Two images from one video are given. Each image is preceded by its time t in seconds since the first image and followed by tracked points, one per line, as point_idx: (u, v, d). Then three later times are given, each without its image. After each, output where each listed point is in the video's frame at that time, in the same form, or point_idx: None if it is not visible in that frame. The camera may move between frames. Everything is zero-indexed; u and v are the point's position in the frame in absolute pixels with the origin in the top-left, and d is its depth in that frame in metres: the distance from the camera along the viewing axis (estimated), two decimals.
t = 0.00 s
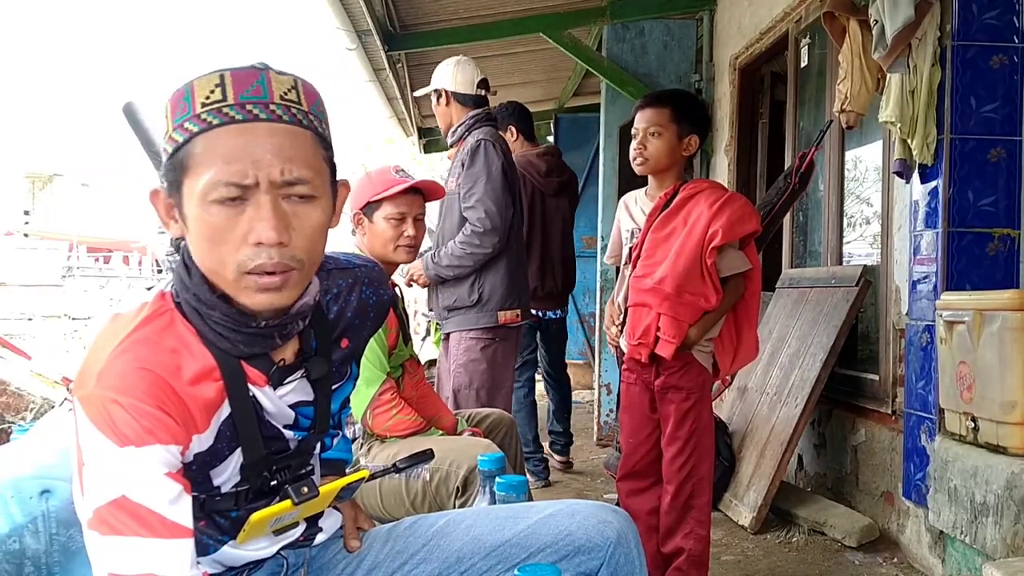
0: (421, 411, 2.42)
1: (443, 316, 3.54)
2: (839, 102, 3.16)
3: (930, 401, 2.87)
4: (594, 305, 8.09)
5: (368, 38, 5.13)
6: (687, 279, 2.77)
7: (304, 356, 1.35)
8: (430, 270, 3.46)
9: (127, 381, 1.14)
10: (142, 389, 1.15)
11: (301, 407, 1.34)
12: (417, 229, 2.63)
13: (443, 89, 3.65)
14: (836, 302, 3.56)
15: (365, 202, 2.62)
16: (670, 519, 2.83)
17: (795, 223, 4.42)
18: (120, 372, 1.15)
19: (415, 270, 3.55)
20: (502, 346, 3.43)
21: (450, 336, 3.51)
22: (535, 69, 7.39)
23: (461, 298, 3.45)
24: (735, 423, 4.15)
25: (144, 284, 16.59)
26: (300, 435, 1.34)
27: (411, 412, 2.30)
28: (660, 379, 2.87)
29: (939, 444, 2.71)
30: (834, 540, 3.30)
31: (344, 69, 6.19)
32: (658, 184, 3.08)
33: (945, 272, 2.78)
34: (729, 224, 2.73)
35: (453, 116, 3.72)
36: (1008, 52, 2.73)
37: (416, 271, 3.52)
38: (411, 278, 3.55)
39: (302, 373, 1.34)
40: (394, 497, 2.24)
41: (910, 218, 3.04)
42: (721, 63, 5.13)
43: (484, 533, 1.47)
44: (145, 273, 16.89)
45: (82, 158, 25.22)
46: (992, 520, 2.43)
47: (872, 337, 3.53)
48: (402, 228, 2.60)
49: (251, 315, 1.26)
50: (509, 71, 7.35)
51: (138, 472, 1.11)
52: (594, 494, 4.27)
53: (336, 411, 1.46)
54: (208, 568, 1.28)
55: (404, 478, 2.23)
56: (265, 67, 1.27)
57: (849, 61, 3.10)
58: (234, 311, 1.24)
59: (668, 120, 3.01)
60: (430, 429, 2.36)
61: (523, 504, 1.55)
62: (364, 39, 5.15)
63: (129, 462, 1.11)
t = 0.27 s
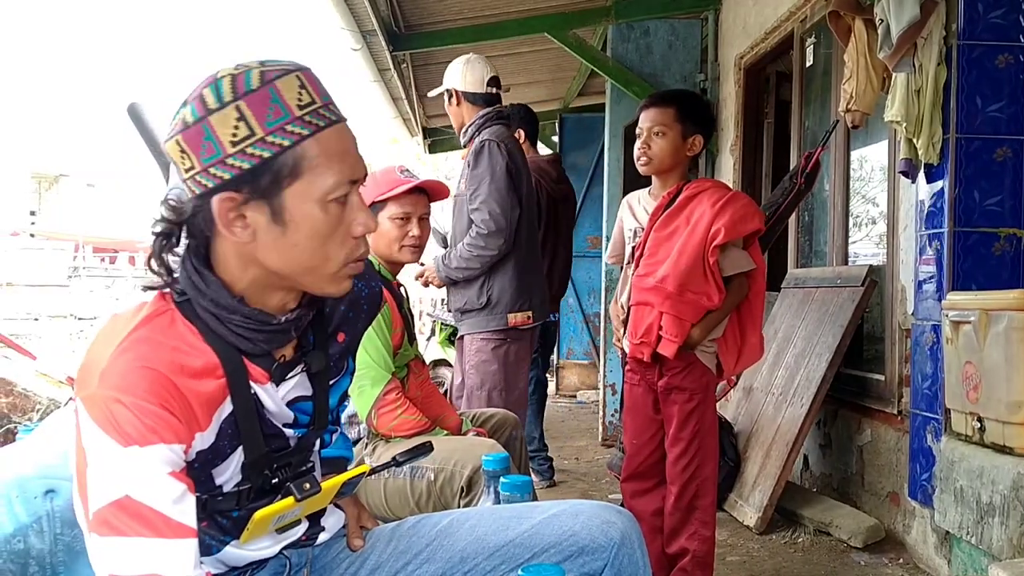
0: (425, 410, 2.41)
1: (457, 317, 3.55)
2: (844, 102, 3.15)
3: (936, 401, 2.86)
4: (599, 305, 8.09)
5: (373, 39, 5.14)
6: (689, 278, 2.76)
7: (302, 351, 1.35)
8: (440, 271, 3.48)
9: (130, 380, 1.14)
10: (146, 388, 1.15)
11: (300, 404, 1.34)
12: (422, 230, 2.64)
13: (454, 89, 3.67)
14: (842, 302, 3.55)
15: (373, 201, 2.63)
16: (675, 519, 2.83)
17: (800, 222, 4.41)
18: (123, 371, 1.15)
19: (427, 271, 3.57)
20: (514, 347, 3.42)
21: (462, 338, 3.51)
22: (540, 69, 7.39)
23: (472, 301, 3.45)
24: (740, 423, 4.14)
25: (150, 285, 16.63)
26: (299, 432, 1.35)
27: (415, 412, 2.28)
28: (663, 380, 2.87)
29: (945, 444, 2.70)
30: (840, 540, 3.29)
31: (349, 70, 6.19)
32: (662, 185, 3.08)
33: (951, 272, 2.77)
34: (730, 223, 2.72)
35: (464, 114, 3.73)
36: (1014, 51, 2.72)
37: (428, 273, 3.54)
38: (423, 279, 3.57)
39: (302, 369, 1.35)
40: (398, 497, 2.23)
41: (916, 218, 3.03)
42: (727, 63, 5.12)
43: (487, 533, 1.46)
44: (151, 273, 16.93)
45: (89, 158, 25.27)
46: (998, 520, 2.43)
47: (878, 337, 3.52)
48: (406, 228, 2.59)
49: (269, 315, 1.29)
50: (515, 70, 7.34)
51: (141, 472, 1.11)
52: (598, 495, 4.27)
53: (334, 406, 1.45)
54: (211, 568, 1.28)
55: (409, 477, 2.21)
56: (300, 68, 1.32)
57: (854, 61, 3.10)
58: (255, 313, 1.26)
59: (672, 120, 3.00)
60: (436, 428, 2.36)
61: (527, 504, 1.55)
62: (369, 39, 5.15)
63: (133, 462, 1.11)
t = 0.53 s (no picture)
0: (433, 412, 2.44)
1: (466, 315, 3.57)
2: (853, 102, 3.14)
3: (946, 402, 2.85)
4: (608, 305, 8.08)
5: (382, 39, 5.14)
6: (698, 277, 2.75)
7: (318, 338, 1.38)
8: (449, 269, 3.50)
9: (165, 375, 1.15)
10: (181, 383, 1.16)
11: (315, 391, 1.38)
12: (429, 230, 2.63)
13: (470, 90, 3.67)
14: (852, 302, 3.54)
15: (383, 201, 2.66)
16: (683, 520, 2.83)
17: (809, 222, 4.40)
18: (157, 367, 1.16)
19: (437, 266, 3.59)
20: (525, 348, 3.42)
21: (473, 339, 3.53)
22: (549, 69, 7.38)
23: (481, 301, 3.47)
24: (749, 423, 4.13)
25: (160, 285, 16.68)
26: (316, 420, 1.38)
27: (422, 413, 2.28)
28: (672, 381, 2.86)
29: (954, 445, 2.69)
30: (850, 541, 3.29)
31: (357, 70, 6.20)
32: (669, 185, 3.08)
33: (960, 272, 2.76)
34: (739, 222, 2.72)
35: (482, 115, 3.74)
36: None
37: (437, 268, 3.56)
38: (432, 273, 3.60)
39: (319, 355, 1.38)
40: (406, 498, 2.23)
41: (926, 217, 3.02)
42: (736, 62, 5.12)
43: (495, 533, 1.47)
44: (162, 273, 16.98)
45: (99, 159, 25.35)
46: (1008, 521, 2.42)
47: (888, 337, 3.51)
48: (414, 228, 2.60)
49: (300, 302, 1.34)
50: (524, 70, 7.34)
51: (171, 467, 1.11)
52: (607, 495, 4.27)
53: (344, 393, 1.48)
54: (227, 568, 1.29)
55: (418, 477, 2.22)
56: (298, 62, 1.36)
57: (863, 60, 3.09)
58: (292, 303, 1.31)
59: (678, 120, 3.00)
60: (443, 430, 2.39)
61: (534, 505, 1.55)
62: (378, 40, 5.16)
63: (166, 456, 1.11)
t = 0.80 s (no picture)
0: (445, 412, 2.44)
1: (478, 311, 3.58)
2: (865, 101, 3.13)
3: (959, 403, 2.83)
4: (620, 305, 8.08)
5: (394, 40, 5.14)
6: (709, 276, 2.75)
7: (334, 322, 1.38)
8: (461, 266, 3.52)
9: (204, 368, 1.15)
10: (219, 376, 1.16)
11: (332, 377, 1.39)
12: (440, 231, 2.64)
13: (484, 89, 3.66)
14: (864, 302, 3.53)
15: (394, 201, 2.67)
16: (694, 521, 2.82)
17: (822, 222, 4.39)
18: (196, 360, 1.16)
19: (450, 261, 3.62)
20: (535, 348, 3.42)
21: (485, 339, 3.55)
22: (561, 69, 7.38)
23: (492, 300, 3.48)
24: (761, 423, 4.12)
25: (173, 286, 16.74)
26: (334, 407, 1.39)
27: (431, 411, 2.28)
28: (683, 382, 2.86)
29: (967, 446, 2.68)
30: (862, 543, 3.27)
31: (370, 71, 6.21)
32: (679, 185, 3.08)
33: (973, 272, 2.75)
34: (750, 221, 2.72)
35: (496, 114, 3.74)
36: None
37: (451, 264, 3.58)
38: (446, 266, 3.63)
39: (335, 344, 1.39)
40: (417, 498, 2.24)
41: (939, 217, 3.01)
42: (748, 62, 5.11)
43: (505, 533, 1.47)
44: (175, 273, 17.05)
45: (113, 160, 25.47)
46: (1021, 523, 2.40)
47: (900, 338, 3.49)
48: (424, 228, 2.60)
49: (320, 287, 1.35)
50: (536, 70, 7.34)
51: (205, 461, 1.11)
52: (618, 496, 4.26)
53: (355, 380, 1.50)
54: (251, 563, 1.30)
55: (429, 477, 2.22)
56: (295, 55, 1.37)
57: (875, 60, 3.08)
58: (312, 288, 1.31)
59: (688, 120, 2.99)
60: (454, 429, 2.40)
61: (542, 505, 1.55)
62: (390, 40, 5.16)
63: (202, 449, 1.11)
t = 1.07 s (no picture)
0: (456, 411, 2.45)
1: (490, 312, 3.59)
2: (879, 100, 3.11)
3: (973, 403, 2.81)
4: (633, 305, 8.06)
5: (406, 40, 5.15)
6: (719, 275, 2.74)
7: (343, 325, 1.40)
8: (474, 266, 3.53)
9: (211, 366, 1.16)
10: (225, 375, 1.16)
11: (342, 379, 1.39)
12: (451, 229, 2.64)
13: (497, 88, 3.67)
14: (878, 302, 3.51)
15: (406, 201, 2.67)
16: (706, 521, 2.81)
17: (835, 221, 4.37)
18: (202, 359, 1.16)
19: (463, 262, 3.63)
20: (548, 348, 3.42)
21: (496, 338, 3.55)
22: (573, 69, 7.38)
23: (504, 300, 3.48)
24: (774, 423, 4.11)
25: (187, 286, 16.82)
26: (344, 408, 1.39)
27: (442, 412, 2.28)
28: (694, 382, 2.85)
29: (981, 446, 2.66)
30: (875, 544, 3.26)
31: (382, 71, 6.22)
32: (690, 185, 3.07)
33: (987, 271, 2.73)
34: (763, 220, 2.72)
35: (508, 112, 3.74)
36: None
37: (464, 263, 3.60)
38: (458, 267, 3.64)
39: (343, 346, 1.40)
40: (428, 497, 2.24)
41: (953, 216, 2.98)
42: (761, 60, 5.09)
43: (514, 531, 1.47)
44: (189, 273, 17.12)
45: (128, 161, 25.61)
46: None
47: (915, 338, 3.47)
48: (435, 228, 2.60)
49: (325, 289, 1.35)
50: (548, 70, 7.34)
51: (212, 458, 1.11)
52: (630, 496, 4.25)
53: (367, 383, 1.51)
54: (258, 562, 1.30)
55: (440, 477, 2.22)
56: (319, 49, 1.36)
57: (889, 58, 3.06)
58: (316, 291, 1.31)
59: (699, 119, 2.98)
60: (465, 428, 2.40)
61: (552, 504, 1.55)
62: (402, 40, 5.17)
63: (208, 446, 1.11)
